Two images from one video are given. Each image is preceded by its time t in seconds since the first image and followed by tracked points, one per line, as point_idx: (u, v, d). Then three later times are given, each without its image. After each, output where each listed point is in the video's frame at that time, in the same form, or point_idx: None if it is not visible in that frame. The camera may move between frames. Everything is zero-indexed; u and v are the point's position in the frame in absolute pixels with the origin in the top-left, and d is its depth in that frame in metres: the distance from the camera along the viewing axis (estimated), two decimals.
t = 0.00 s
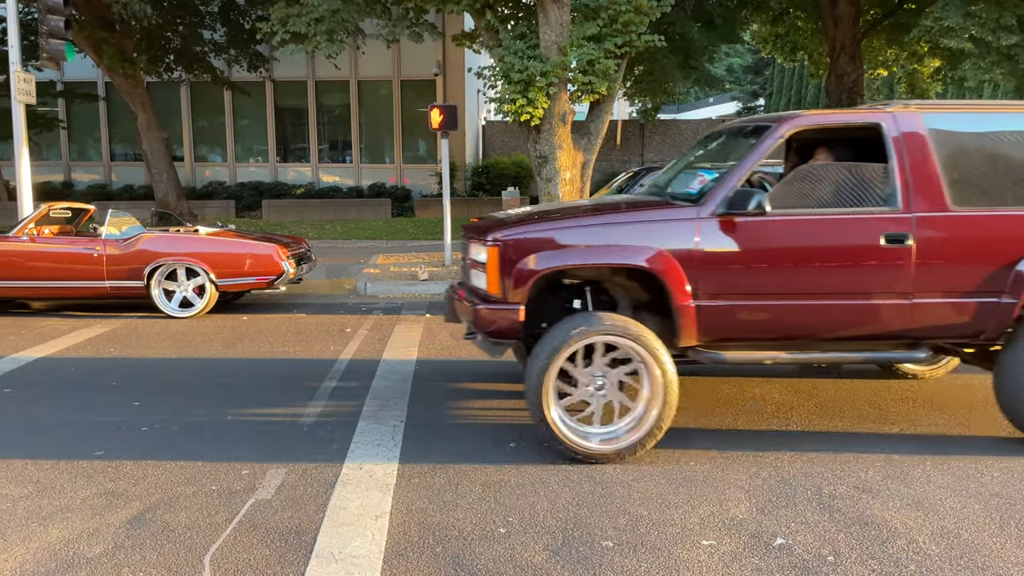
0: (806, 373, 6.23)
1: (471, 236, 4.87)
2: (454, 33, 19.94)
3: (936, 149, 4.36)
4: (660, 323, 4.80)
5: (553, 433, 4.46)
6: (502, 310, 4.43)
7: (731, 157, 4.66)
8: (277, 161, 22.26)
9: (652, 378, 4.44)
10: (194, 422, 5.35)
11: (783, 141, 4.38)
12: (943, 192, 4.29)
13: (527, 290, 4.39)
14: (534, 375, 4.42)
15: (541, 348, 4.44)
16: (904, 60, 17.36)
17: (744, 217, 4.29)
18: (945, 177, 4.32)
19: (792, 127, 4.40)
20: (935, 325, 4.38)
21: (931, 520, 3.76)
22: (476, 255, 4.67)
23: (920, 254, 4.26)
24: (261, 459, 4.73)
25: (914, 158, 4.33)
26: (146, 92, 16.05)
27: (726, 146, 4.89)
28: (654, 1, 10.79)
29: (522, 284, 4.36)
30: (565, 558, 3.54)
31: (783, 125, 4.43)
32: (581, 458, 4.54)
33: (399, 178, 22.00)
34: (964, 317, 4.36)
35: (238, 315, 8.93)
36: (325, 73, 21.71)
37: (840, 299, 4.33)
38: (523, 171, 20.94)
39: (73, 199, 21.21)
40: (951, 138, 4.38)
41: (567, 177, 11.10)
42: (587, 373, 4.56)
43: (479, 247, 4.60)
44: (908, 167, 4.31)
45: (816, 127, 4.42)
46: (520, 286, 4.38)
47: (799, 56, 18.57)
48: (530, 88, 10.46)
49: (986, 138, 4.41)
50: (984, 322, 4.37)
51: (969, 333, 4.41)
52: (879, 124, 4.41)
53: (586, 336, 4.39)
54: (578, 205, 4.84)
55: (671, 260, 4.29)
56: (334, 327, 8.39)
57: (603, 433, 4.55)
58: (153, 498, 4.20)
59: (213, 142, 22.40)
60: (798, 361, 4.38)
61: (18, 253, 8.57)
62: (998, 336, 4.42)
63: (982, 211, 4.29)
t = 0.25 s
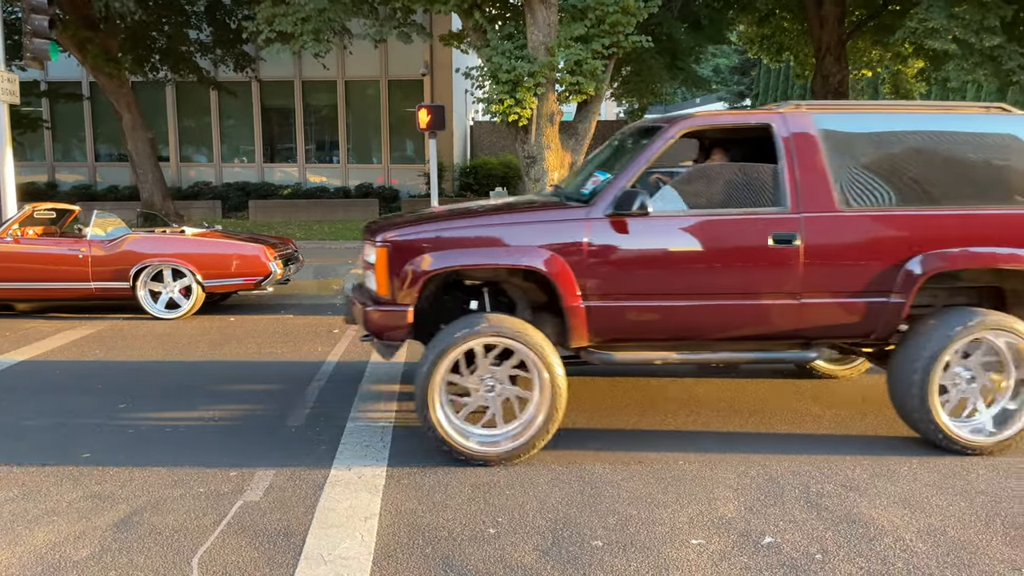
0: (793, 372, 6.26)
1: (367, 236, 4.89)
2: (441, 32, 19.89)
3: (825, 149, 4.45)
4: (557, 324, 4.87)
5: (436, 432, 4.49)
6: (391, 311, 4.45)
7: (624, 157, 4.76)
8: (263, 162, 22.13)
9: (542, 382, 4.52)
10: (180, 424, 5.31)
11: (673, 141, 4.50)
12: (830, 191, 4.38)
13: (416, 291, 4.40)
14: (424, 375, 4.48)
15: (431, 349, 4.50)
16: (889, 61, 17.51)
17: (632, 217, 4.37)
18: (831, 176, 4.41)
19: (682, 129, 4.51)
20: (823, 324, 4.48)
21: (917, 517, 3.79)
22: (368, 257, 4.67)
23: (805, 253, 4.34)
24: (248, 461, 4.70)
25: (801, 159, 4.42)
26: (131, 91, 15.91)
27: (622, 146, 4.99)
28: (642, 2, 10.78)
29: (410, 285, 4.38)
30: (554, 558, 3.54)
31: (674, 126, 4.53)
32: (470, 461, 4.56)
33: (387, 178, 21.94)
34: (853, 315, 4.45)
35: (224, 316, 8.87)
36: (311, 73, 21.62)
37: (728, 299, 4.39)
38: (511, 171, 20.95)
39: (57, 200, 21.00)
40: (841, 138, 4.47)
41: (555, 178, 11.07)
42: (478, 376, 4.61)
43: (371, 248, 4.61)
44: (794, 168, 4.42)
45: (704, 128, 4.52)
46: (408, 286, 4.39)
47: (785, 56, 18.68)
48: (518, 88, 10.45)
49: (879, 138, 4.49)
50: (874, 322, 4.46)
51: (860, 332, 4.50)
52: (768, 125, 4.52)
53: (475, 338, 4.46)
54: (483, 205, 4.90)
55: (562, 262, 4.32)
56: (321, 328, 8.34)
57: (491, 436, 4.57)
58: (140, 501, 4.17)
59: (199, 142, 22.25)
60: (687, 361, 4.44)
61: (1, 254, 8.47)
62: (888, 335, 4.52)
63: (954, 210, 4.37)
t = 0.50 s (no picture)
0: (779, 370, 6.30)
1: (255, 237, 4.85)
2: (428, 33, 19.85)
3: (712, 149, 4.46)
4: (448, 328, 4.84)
5: (319, 439, 4.44)
6: (270, 315, 4.41)
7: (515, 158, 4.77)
8: (249, 163, 22.00)
9: (424, 387, 4.50)
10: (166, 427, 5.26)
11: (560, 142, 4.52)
12: (715, 191, 4.39)
13: (295, 293, 4.36)
14: (303, 376, 4.44)
15: (312, 350, 4.47)
16: (873, 63, 17.69)
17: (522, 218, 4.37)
18: (718, 179, 4.41)
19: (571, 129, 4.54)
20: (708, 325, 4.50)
21: (904, 515, 3.83)
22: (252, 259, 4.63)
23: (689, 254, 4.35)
24: (236, 463, 4.67)
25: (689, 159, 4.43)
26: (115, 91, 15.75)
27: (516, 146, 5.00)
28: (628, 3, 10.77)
29: (289, 287, 4.34)
30: (545, 558, 3.55)
31: (563, 128, 4.55)
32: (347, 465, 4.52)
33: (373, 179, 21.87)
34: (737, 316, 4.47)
35: (210, 318, 8.80)
36: (297, 73, 21.52)
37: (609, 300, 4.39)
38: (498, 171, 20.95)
39: (39, 201, 20.76)
40: (730, 138, 4.49)
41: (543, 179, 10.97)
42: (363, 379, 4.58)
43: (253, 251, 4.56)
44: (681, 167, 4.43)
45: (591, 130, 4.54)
46: (287, 289, 4.35)
47: (769, 57, 18.81)
48: (505, 88, 10.45)
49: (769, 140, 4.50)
50: (760, 323, 4.48)
51: (747, 332, 4.53)
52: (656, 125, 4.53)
53: (357, 341, 4.43)
54: (381, 204, 4.84)
55: (448, 267, 4.32)
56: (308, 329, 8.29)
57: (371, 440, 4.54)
58: (126, 504, 4.12)
59: (183, 142, 22.07)
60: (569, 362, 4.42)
61: None
62: (775, 336, 4.55)
63: (874, 211, 4.40)
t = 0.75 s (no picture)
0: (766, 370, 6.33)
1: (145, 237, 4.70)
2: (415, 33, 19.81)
3: (608, 152, 4.51)
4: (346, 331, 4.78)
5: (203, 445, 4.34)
6: (155, 318, 4.28)
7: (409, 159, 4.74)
8: (235, 164, 21.87)
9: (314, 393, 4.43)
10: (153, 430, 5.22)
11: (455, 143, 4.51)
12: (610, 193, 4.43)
13: (180, 296, 4.24)
14: (188, 380, 4.34)
15: (199, 353, 4.37)
16: (858, 65, 17.83)
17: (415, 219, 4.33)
18: (614, 182, 4.46)
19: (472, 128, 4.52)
20: (602, 327, 4.51)
21: (891, 514, 3.86)
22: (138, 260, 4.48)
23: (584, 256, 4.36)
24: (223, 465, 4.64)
25: (586, 161, 4.47)
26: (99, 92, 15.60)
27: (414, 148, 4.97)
28: (615, 5, 10.80)
29: (174, 290, 4.22)
30: (535, 559, 3.55)
31: (457, 130, 4.54)
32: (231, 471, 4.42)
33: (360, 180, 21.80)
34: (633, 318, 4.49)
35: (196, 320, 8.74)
36: (284, 74, 21.42)
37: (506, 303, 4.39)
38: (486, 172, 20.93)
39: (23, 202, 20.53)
40: (627, 141, 4.54)
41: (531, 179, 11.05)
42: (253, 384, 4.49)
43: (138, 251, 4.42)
44: (582, 168, 4.46)
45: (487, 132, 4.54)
46: (172, 291, 4.23)
47: (756, 59, 18.92)
48: (493, 89, 10.46)
49: (668, 142, 4.56)
50: (657, 325, 4.51)
51: (645, 334, 4.55)
52: (555, 127, 4.56)
53: (245, 344, 4.35)
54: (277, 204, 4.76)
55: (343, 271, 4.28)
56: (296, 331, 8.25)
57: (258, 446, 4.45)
58: (113, 508, 4.09)
59: (169, 143, 21.90)
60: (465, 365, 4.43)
61: None
62: (673, 338, 4.57)
63: (774, 214, 4.45)
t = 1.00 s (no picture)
0: (752, 370, 6.36)
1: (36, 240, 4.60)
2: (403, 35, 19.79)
3: (506, 154, 4.50)
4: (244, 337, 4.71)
5: (84, 452, 4.24)
6: (37, 324, 4.19)
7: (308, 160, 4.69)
8: (221, 166, 21.76)
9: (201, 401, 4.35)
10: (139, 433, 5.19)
11: (351, 144, 4.45)
12: (506, 197, 4.42)
13: (63, 301, 4.16)
14: (69, 385, 4.24)
15: (82, 358, 4.27)
16: (842, 67, 17.96)
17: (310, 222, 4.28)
18: (511, 185, 4.45)
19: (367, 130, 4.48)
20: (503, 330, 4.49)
21: (877, 513, 3.89)
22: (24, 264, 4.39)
23: (481, 259, 4.34)
24: (210, 469, 4.61)
25: (482, 164, 4.47)
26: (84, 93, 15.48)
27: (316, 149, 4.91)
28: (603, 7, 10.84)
29: (56, 295, 4.14)
30: (523, 561, 3.55)
31: (354, 129, 4.49)
32: (113, 480, 4.33)
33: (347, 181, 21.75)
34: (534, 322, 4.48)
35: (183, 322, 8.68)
36: (271, 75, 21.35)
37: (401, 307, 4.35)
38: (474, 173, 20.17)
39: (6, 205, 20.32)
40: (526, 144, 4.54)
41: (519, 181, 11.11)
42: (139, 391, 4.39)
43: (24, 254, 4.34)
44: (478, 171, 4.45)
45: (384, 132, 4.49)
46: (54, 297, 4.15)
47: (742, 61, 19.01)
48: (480, 91, 10.46)
49: (567, 144, 4.58)
50: (556, 328, 4.51)
51: (545, 337, 4.55)
52: (452, 129, 4.56)
53: (130, 350, 4.26)
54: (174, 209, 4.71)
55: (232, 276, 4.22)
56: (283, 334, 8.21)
57: (143, 454, 4.37)
58: (99, 512, 4.06)
59: (154, 145, 21.76)
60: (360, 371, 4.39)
61: None
62: (572, 342, 4.58)
63: (680, 216, 4.46)
